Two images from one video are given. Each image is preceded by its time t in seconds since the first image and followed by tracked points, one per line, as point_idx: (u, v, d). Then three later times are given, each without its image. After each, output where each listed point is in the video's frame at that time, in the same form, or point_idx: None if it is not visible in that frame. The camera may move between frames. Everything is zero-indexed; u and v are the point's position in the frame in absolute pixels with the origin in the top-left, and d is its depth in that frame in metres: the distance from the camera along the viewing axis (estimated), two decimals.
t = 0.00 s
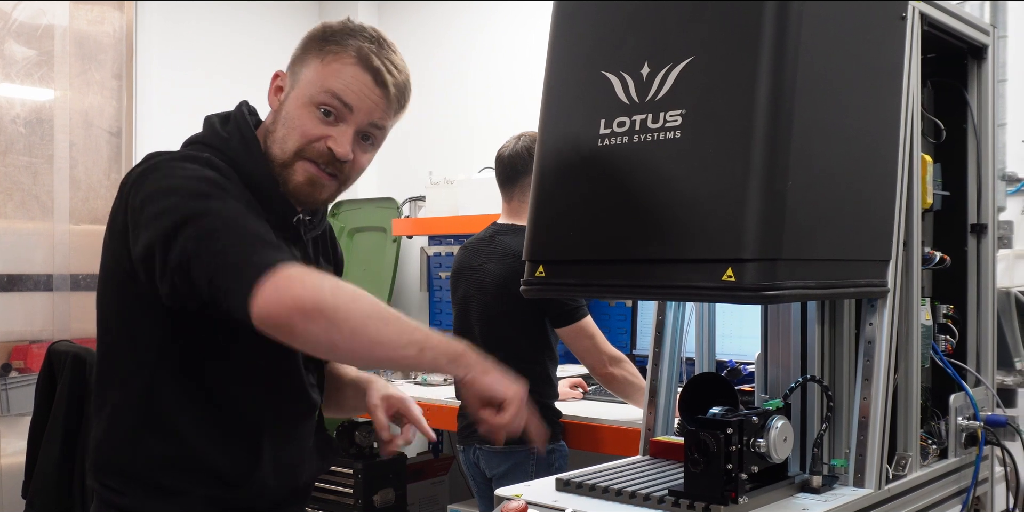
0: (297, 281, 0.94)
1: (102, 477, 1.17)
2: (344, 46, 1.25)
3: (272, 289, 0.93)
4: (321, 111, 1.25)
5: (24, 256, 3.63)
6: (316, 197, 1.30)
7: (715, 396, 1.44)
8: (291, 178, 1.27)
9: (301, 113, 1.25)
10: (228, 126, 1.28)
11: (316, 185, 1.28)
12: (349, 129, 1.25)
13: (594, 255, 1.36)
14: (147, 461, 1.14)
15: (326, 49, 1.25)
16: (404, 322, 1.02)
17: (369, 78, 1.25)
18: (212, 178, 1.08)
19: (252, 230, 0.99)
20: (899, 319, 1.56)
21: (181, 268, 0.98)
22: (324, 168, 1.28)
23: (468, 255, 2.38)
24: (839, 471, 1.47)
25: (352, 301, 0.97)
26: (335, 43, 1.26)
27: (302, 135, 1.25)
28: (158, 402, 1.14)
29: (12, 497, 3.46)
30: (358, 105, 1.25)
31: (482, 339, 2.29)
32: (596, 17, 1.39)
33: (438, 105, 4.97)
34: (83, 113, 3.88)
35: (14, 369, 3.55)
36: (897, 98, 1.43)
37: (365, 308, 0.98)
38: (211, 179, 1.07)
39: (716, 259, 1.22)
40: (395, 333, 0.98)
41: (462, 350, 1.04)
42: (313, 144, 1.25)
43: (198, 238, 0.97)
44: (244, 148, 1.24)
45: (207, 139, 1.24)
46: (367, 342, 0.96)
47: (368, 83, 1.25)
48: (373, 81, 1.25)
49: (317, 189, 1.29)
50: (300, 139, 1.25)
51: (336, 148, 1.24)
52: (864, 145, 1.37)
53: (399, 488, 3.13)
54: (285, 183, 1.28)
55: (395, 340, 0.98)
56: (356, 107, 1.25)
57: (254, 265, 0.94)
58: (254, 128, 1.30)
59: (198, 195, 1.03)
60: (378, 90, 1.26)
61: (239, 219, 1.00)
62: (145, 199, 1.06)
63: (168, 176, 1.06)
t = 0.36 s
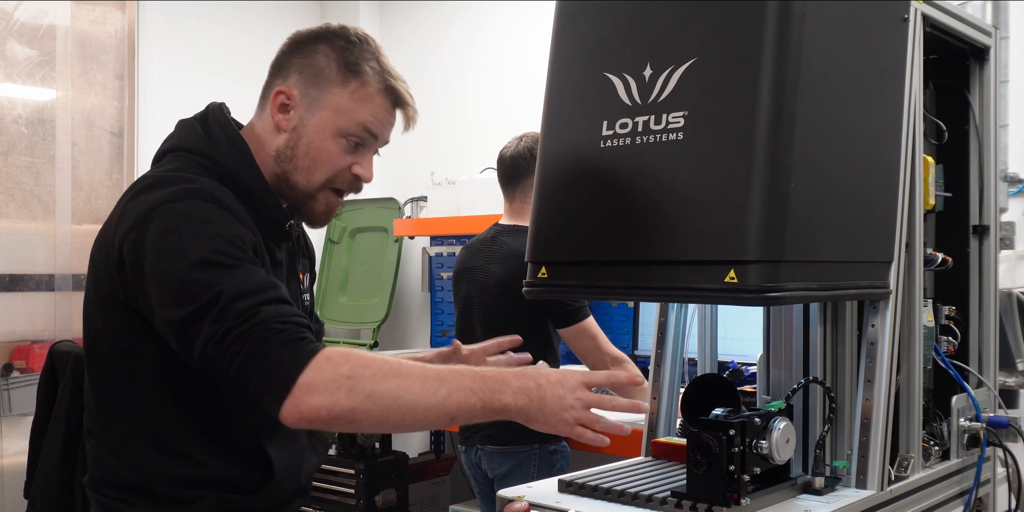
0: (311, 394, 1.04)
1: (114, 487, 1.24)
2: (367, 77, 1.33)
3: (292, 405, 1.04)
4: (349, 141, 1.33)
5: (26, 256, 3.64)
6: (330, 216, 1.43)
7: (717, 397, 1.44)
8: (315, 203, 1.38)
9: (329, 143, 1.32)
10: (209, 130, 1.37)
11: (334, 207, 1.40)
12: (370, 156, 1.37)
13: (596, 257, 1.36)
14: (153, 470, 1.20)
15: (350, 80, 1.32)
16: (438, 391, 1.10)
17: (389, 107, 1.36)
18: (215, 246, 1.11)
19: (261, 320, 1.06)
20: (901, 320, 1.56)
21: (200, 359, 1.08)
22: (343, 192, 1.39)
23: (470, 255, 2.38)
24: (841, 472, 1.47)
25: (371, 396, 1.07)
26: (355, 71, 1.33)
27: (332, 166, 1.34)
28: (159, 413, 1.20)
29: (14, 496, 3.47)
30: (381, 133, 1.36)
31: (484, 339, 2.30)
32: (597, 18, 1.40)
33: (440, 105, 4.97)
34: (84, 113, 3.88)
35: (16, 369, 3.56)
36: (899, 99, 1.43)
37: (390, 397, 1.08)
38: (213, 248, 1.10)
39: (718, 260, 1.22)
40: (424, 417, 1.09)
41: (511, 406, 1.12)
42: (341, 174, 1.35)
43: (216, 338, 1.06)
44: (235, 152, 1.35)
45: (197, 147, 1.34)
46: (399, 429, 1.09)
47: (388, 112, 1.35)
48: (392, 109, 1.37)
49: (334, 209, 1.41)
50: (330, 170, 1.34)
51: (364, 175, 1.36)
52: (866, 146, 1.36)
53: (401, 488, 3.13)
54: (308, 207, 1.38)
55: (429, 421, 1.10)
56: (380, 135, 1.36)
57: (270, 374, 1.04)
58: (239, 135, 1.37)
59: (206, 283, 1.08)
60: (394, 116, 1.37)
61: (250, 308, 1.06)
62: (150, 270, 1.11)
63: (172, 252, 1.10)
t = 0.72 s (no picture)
0: (257, 404, 1.04)
1: (112, 488, 1.24)
2: (309, 32, 1.34)
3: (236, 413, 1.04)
4: (290, 97, 1.34)
5: (29, 256, 3.64)
6: (288, 186, 1.40)
7: (720, 397, 1.43)
8: (262, 168, 1.38)
9: (270, 100, 1.34)
10: (193, 126, 1.36)
11: (286, 173, 1.39)
12: (317, 114, 1.35)
13: (599, 257, 1.36)
14: (146, 471, 1.21)
15: (291, 36, 1.35)
16: (387, 406, 1.10)
17: (336, 63, 1.34)
18: (180, 250, 1.10)
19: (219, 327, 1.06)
20: (905, 319, 1.56)
21: (158, 359, 1.08)
22: (295, 156, 1.38)
23: (473, 255, 2.38)
24: (844, 472, 1.47)
25: (320, 407, 1.07)
26: (301, 30, 1.35)
27: (272, 123, 1.35)
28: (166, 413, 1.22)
29: (17, 496, 3.47)
30: (326, 89, 1.34)
31: (487, 339, 2.30)
32: (601, 18, 1.40)
33: (442, 105, 4.97)
34: (87, 113, 3.89)
35: (19, 369, 3.56)
36: (902, 99, 1.43)
37: (338, 409, 1.08)
38: (178, 252, 1.10)
39: (721, 261, 1.22)
40: (372, 430, 1.08)
41: (461, 424, 1.11)
42: (284, 133, 1.35)
43: (171, 341, 1.06)
44: (220, 151, 1.32)
45: (178, 140, 1.32)
46: (347, 441, 1.09)
47: (335, 67, 1.34)
48: (340, 64, 1.35)
49: (288, 176, 1.39)
50: (271, 127, 1.35)
51: (307, 132, 1.34)
52: (869, 146, 1.36)
53: (404, 489, 3.13)
54: (255, 175, 1.38)
55: (377, 435, 1.09)
56: (325, 90, 1.34)
57: (220, 381, 1.04)
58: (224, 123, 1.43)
59: (168, 287, 1.08)
60: (344, 74, 1.35)
61: (207, 315, 1.06)
62: (115, 267, 1.11)
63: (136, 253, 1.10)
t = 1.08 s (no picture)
0: (161, 429, 1.04)
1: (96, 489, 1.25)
2: (293, 23, 1.31)
3: (147, 429, 1.05)
4: (286, 92, 1.29)
5: (32, 256, 3.64)
6: (295, 179, 1.36)
7: (721, 397, 1.43)
8: (268, 167, 1.33)
9: (266, 98, 1.29)
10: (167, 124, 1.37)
11: (292, 169, 1.35)
12: (315, 106, 1.31)
13: (600, 257, 1.36)
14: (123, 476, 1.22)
15: (275, 29, 1.30)
16: (295, 426, 1.04)
17: (325, 52, 1.31)
18: (126, 253, 1.11)
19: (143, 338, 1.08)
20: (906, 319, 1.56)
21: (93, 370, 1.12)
22: (298, 151, 1.34)
23: (475, 255, 2.38)
24: (846, 472, 1.46)
25: (224, 434, 1.03)
26: (282, 22, 1.31)
27: (273, 121, 1.29)
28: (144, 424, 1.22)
29: (19, 496, 3.46)
30: (321, 79, 1.31)
31: (489, 340, 2.30)
32: (602, 18, 1.40)
33: (444, 105, 4.97)
34: (89, 113, 3.89)
35: (22, 368, 3.53)
36: (904, 99, 1.43)
37: (242, 433, 1.04)
38: (127, 255, 1.11)
39: (723, 261, 1.22)
40: (281, 450, 1.04)
41: (374, 439, 1.04)
42: (285, 129, 1.30)
43: (100, 356, 1.09)
44: (191, 148, 1.32)
45: (154, 140, 1.33)
46: (252, 463, 1.04)
47: (325, 57, 1.31)
48: (329, 53, 1.32)
49: (294, 171, 1.35)
50: (272, 125, 1.29)
51: (311, 125, 1.30)
52: (871, 145, 1.36)
53: (406, 489, 3.14)
54: (262, 173, 1.33)
55: (286, 456, 1.04)
56: (320, 82, 1.31)
57: (134, 403, 1.06)
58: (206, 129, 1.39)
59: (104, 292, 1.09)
60: (334, 61, 1.32)
61: (130, 334, 1.08)
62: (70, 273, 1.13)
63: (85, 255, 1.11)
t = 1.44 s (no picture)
0: (60, 476, 1.05)
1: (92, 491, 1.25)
2: None
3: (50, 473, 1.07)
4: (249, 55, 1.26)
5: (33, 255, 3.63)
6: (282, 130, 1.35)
7: (723, 396, 1.43)
8: (263, 128, 1.30)
9: (233, 65, 1.24)
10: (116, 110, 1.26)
11: (275, 124, 1.33)
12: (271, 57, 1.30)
13: (600, 256, 1.36)
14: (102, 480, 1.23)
15: None
16: (197, 470, 1.04)
17: None
18: (70, 290, 1.06)
19: (64, 382, 1.05)
20: (907, 318, 1.56)
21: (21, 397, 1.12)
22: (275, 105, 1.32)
23: (475, 254, 2.39)
24: (847, 471, 1.46)
25: (125, 485, 1.04)
26: None
27: (253, 85, 1.26)
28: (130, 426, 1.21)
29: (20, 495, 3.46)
30: (265, 30, 1.29)
31: (489, 339, 2.30)
32: (603, 17, 1.39)
33: (445, 105, 4.97)
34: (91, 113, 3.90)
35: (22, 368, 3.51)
36: (904, 98, 1.43)
37: (145, 479, 1.04)
38: (74, 289, 1.06)
39: (724, 260, 1.22)
40: (195, 489, 1.05)
41: (275, 474, 1.05)
42: (263, 88, 1.28)
43: (21, 391, 1.08)
44: (150, 137, 1.24)
45: (103, 137, 1.23)
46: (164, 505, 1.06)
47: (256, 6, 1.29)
48: None
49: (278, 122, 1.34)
50: (253, 89, 1.26)
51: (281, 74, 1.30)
52: (872, 144, 1.36)
53: (406, 488, 3.14)
54: (258, 138, 1.30)
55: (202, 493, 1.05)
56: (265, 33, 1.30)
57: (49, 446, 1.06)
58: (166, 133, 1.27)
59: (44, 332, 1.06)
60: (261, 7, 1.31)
61: (43, 375, 1.06)
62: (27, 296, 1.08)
63: (50, 265, 1.06)
